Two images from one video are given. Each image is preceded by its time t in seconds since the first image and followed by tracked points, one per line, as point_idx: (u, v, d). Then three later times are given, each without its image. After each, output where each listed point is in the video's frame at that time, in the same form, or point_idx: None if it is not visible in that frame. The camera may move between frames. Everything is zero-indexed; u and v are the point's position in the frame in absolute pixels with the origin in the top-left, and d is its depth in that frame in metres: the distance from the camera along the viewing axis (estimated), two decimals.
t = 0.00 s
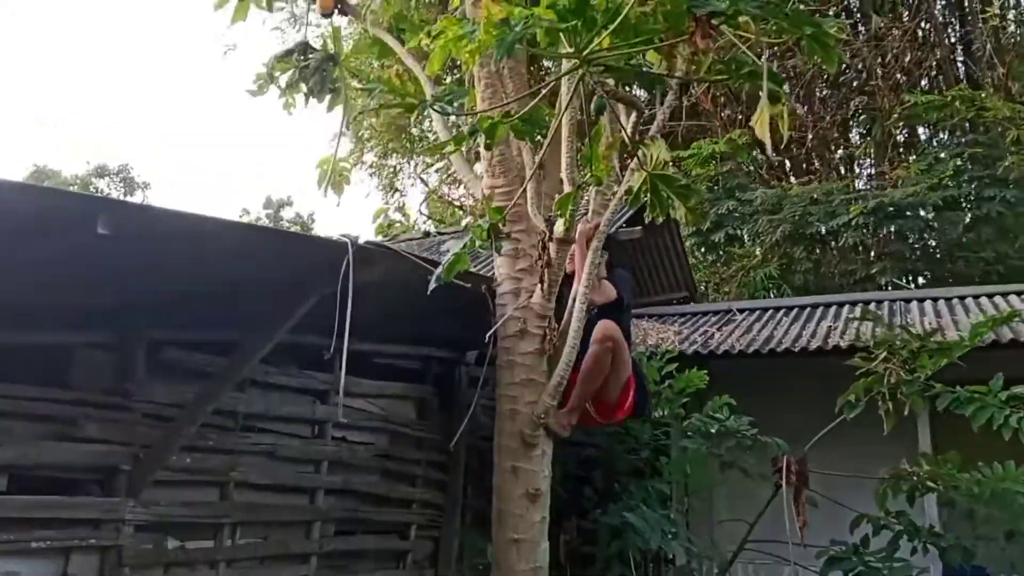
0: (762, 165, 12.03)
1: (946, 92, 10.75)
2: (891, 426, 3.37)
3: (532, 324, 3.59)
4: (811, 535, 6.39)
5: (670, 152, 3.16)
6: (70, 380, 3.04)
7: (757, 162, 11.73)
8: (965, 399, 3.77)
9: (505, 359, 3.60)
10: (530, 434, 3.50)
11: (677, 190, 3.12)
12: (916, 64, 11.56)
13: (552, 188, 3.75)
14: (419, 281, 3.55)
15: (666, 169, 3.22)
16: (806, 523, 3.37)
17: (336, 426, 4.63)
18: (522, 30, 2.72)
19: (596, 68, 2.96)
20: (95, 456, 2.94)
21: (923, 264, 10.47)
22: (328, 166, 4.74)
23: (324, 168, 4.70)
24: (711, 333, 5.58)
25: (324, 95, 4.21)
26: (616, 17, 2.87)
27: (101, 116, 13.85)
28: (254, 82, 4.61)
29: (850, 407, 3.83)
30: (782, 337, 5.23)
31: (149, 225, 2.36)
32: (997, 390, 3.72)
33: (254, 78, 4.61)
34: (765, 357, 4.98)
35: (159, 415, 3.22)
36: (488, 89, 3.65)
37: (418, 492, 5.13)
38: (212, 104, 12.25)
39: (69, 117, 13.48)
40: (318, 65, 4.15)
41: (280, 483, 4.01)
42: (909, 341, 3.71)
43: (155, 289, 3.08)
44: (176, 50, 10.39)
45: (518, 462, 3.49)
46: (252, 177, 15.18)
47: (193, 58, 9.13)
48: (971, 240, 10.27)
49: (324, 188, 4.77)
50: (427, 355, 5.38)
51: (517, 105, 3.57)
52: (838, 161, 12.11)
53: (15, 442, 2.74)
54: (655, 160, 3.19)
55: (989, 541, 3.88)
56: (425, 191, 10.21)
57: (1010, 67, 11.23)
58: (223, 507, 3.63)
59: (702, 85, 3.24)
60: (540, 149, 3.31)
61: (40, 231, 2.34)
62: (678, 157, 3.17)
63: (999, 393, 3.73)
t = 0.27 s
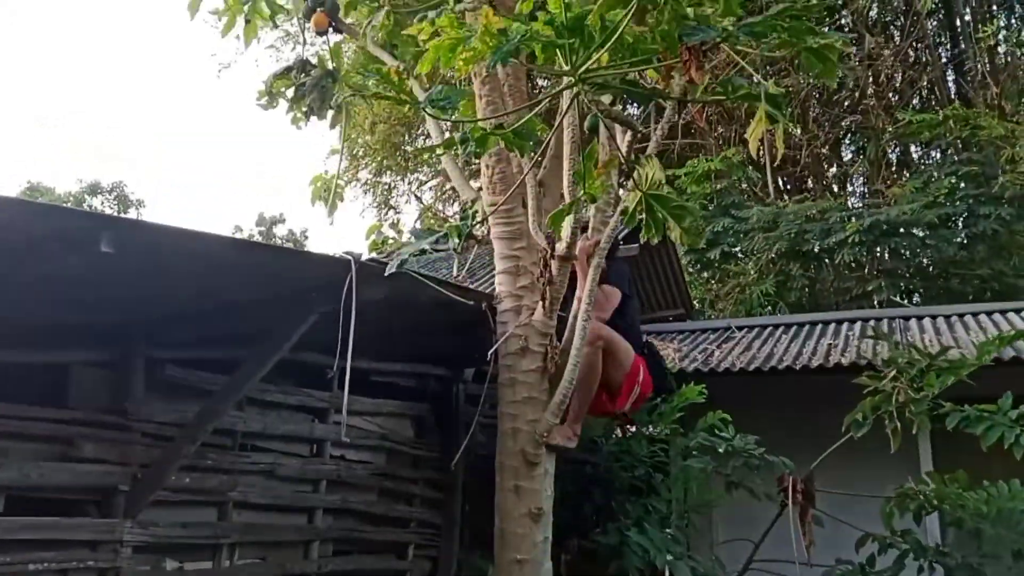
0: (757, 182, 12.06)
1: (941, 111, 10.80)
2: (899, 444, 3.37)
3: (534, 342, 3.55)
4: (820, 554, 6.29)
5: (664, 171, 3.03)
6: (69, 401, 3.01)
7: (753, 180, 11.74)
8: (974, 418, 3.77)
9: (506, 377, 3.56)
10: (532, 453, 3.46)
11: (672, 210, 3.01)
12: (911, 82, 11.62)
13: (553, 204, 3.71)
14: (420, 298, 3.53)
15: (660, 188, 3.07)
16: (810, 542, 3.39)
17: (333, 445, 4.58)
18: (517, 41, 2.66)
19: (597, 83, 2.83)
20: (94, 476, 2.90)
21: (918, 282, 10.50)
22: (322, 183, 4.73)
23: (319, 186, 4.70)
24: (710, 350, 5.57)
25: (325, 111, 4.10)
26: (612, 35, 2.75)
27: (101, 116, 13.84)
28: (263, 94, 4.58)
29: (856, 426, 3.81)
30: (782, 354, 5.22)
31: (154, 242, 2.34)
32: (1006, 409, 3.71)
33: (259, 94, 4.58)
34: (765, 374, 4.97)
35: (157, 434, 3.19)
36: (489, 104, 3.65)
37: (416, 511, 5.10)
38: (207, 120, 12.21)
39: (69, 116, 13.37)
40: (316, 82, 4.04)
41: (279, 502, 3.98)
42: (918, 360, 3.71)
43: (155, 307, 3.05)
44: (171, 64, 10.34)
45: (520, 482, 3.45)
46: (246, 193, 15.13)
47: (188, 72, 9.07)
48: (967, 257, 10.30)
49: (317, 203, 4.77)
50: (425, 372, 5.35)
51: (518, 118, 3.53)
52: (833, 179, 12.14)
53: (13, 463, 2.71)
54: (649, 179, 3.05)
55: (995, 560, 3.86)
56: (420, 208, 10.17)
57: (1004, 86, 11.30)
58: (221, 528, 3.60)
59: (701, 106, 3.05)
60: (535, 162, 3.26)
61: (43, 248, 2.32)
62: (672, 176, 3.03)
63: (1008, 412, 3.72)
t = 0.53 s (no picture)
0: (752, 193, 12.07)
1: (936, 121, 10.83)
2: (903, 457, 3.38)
3: (536, 353, 3.54)
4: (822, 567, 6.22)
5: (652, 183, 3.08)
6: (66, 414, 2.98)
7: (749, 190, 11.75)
8: (980, 431, 3.77)
9: (509, 389, 3.54)
10: (535, 464, 3.44)
11: (668, 221, 2.95)
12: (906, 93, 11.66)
13: (554, 215, 3.68)
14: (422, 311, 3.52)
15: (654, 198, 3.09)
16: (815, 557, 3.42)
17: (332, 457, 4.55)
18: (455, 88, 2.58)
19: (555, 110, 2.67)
20: (92, 490, 2.87)
21: (915, 292, 10.50)
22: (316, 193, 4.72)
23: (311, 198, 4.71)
24: (710, 361, 5.55)
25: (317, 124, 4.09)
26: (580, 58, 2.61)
27: (99, 120, 13.74)
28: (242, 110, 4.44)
29: (862, 438, 3.80)
30: (783, 366, 5.21)
31: (155, 253, 2.32)
32: (1011, 420, 3.70)
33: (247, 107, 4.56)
34: (766, 385, 4.95)
35: (156, 447, 3.16)
36: (490, 124, 3.63)
37: (415, 524, 5.06)
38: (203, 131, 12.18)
39: (70, 117, 13.35)
40: (310, 94, 4.04)
41: (278, 516, 3.94)
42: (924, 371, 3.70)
43: (155, 319, 3.03)
44: (167, 74, 10.30)
45: (524, 495, 3.43)
46: (241, 204, 15.10)
47: (183, 83, 9.04)
48: (963, 268, 10.32)
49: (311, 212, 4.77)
50: (424, 384, 5.32)
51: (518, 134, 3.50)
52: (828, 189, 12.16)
53: (11, 477, 2.67)
54: (641, 191, 3.08)
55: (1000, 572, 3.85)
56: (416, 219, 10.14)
57: (997, 97, 11.36)
58: (221, 542, 3.56)
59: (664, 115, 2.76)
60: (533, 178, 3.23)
61: (44, 258, 2.30)
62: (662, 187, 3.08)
63: (1014, 423, 3.72)
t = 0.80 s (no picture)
0: (748, 199, 12.09)
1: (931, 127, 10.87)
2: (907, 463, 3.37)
3: (537, 358, 3.50)
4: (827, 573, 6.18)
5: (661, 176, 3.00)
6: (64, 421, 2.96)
7: (744, 196, 11.76)
8: (986, 435, 3.76)
9: (509, 395, 3.51)
10: (537, 471, 3.41)
11: (679, 214, 2.95)
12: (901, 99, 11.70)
13: (553, 219, 3.64)
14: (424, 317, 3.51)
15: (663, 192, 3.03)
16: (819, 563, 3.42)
17: (331, 464, 4.52)
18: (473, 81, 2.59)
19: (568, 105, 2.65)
20: (91, 497, 2.85)
21: (911, 297, 10.52)
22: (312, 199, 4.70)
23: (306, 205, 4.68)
24: (710, 367, 5.53)
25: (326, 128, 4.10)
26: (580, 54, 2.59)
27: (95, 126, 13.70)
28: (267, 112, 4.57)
29: (867, 443, 3.79)
30: (783, 371, 5.20)
31: (156, 258, 2.31)
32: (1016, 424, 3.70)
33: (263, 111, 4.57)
34: (766, 390, 4.95)
35: (155, 454, 3.15)
36: (488, 129, 3.57)
37: (414, 531, 5.03)
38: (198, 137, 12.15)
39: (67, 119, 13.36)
40: (318, 97, 4.02)
41: (277, 523, 3.91)
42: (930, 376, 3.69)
43: (153, 325, 3.01)
44: (164, 80, 10.29)
45: (525, 502, 3.40)
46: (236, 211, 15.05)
47: (179, 89, 9.01)
48: (959, 273, 10.35)
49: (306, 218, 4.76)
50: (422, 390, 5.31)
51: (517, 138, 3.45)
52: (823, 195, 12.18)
53: (8, 484, 2.65)
54: (650, 186, 2.99)
55: None
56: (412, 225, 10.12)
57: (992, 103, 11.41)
58: (220, 550, 3.54)
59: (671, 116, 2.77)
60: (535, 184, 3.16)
61: (44, 262, 2.28)
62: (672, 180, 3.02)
63: (1019, 428, 3.71)
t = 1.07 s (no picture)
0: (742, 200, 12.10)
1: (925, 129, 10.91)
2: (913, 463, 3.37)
3: (539, 359, 3.49)
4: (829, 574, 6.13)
5: (667, 184, 2.95)
6: (63, 422, 2.95)
7: (738, 197, 11.77)
8: (993, 435, 3.77)
9: (511, 396, 3.49)
10: (539, 472, 3.40)
11: (676, 227, 2.89)
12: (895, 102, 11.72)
13: (554, 221, 3.62)
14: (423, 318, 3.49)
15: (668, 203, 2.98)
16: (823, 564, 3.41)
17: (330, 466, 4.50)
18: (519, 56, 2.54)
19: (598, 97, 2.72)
20: (91, 500, 2.83)
21: (906, 298, 10.55)
22: (303, 204, 4.71)
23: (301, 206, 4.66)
24: (708, 368, 5.53)
25: (315, 128, 4.06)
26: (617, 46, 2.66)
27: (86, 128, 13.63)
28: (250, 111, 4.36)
29: (872, 443, 3.80)
30: (782, 371, 5.21)
31: (163, 258, 2.29)
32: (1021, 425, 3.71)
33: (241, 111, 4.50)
34: (765, 391, 4.94)
35: (155, 456, 3.13)
36: (492, 129, 3.54)
37: (412, 533, 5.00)
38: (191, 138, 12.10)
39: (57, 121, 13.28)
40: (308, 97, 4.00)
41: (277, 526, 3.89)
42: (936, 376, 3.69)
43: (155, 326, 2.99)
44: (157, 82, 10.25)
45: (527, 503, 3.39)
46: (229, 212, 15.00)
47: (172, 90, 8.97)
48: (953, 274, 10.39)
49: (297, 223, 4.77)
50: (421, 391, 5.29)
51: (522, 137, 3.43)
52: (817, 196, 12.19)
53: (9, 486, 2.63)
54: (652, 194, 2.96)
55: None
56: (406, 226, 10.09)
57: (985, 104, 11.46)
58: (219, 552, 3.51)
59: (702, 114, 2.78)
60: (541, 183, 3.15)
61: (50, 262, 2.26)
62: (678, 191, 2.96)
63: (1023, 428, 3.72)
